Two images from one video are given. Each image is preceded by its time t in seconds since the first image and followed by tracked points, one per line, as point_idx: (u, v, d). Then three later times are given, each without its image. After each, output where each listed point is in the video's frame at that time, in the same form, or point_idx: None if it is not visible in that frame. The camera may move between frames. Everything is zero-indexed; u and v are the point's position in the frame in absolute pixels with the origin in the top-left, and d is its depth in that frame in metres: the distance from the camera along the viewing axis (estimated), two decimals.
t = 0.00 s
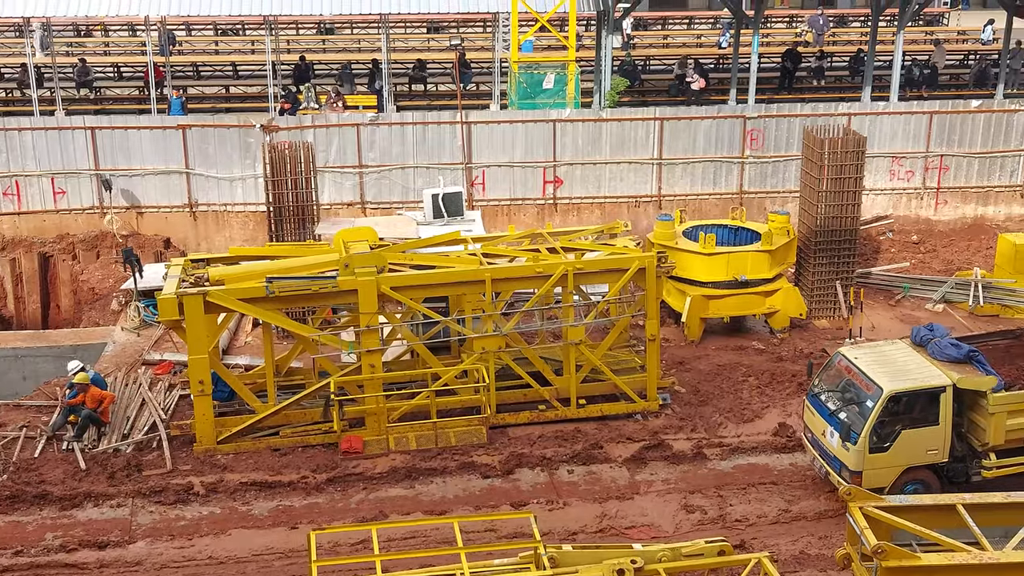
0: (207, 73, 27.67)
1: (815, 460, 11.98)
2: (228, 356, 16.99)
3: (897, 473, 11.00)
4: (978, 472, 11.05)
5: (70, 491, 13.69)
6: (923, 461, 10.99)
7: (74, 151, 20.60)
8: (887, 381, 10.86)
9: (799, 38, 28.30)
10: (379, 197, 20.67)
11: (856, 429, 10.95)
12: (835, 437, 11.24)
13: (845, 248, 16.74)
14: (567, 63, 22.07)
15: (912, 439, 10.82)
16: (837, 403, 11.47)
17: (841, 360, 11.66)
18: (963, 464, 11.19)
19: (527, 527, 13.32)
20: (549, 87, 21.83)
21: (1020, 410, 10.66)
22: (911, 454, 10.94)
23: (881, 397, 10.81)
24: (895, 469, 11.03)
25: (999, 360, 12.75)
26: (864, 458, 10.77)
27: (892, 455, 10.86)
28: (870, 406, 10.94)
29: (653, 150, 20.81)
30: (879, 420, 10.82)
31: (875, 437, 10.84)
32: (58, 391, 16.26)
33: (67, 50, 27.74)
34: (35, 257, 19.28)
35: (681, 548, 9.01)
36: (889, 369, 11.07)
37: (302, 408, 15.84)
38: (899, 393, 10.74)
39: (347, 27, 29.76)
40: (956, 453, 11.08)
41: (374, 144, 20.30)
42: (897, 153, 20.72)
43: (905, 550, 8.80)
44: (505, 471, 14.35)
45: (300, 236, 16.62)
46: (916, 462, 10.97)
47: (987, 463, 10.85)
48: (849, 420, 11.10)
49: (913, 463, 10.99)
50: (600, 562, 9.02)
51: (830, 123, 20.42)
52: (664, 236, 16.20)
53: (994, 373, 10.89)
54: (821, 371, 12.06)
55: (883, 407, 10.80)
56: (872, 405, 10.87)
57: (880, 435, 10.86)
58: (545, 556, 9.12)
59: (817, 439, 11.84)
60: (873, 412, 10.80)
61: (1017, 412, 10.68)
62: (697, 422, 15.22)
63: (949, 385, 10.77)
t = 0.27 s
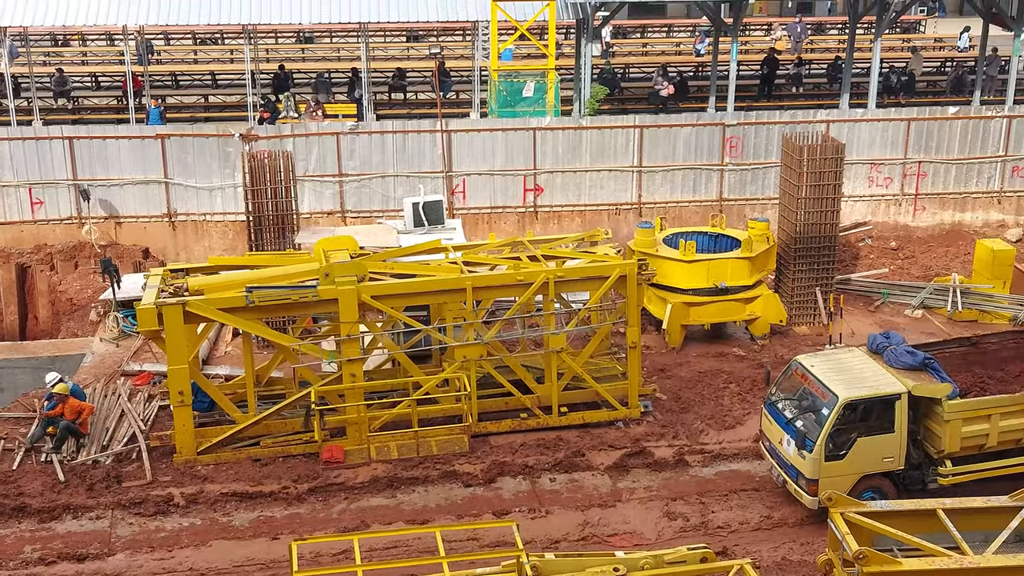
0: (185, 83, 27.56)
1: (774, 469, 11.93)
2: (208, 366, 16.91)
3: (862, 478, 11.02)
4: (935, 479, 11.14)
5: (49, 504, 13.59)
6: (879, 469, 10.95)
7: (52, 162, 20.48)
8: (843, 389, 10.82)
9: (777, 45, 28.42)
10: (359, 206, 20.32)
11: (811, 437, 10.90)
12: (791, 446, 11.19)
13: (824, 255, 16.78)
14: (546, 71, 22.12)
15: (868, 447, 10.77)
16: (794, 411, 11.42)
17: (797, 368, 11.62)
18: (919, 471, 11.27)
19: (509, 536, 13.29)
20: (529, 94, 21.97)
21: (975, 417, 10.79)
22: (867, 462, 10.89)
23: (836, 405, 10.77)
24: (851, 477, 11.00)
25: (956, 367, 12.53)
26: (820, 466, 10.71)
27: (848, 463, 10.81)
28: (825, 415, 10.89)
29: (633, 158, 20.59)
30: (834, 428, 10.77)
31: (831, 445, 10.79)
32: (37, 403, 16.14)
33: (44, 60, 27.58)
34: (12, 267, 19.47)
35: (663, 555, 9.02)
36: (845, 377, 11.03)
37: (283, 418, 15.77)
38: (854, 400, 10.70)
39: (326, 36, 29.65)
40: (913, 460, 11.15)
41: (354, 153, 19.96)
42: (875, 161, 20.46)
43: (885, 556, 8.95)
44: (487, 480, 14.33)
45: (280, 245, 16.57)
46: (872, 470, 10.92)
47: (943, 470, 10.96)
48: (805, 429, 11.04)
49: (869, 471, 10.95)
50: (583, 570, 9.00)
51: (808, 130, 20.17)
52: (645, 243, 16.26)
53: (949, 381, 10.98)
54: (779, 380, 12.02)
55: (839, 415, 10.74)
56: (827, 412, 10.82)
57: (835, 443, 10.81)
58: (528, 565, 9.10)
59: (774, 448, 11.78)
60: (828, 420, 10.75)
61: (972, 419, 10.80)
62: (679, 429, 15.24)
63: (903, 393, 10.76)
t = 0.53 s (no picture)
0: (162, 92, 27.47)
1: (731, 480, 11.97)
2: (187, 377, 16.80)
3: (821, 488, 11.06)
4: (889, 489, 11.12)
5: (25, 517, 13.47)
6: (834, 479, 11.02)
7: (28, 172, 20.07)
8: (797, 400, 10.87)
9: (755, 55, 28.59)
10: (338, 215, 20.00)
11: (766, 448, 10.94)
12: (747, 456, 11.23)
13: (802, 263, 16.85)
14: (525, 81, 22.04)
15: (823, 457, 10.83)
16: (750, 422, 11.47)
17: (754, 378, 11.66)
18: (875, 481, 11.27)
19: (489, 546, 13.25)
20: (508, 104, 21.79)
21: (929, 427, 10.74)
22: (822, 472, 10.95)
23: (790, 416, 10.81)
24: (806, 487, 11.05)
25: (910, 376, 12.28)
26: (775, 477, 10.76)
27: (803, 474, 10.86)
28: (780, 425, 10.94)
29: (612, 167, 20.32)
30: (789, 439, 10.82)
31: (785, 455, 10.84)
32: (12, 416, 15.98)
33: (20, 70, 27.40)
34: None
35: (643, 564, 9.07)
36: (799, 387, 11.08)
37: (262, 429, 15.68)
38: (808, 411, 10.75)
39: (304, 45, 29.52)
40: (867, 470, 11.18)
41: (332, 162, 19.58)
42: (853, 169, 20.35)
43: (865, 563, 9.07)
44: (467, 490, 14.29)
45: (258, 255, 16.52)
46: (827, 479, 10.98)
47: (897, 480, 10.95)
48: (760, 439, 11.08)
49: (824, 481, 11.01)
50: None
51: (787, 139, 20.09)
52: (624, 252, 16.27)
53: (903, 391, 10.96)
54: (736, 390, 12.06)
55: (794, 425, 10.79)
56: (782, 423, 10.87)
57: (790, 453, 10.86)
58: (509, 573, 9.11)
59: (731, 459, 11.82)
60: (783, 431, 10.80)
61: (926, 429, 10.77)
62: (659, 437, 15.26)
63: (858, 403, 10.81)
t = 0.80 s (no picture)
0: (138, 100, 27.30)
1: (686, 488, 12.07)
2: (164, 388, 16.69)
3: (775, 499, 11.24)
4: (844, 498, 11.40)
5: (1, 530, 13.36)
6: (788, 488, 11.16)
7: (3, 182, 19.76)
8: (752, 409, 10.99)
9: (733, 63, 28.69)
10: (316, 224, 19.63)
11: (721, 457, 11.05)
12: (701, 465, 11.32)
13: (781, 270, 16.87)
14: (503, 89, 21.91)
15: (777, 466, 10.97)
16: (705, 431, 11.56)
17: (708, 388, 11.77)
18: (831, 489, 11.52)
19: (469, 554, 13.23)
20: (486, 112, 21.57)
21: (883, 436, 11.01)
22: (776, 481, 11.09)
23: (745, 425, 10.93)
24: (761, 496, 11.20)
25: (867, 385, 12.46)
26: (729, 486, 10.86)
27: (757, 483, 10.98)
28: (734, 434, 11.05)
29: (590, 175, 20.09)
30: (744, 448, 10.93)
31: (740, 464, 10.95)
32: None
33: None
34: None
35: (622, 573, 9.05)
36: (754, 397, 11.20)
37: (240, 439, 15.60)
38: (763, 420, 10.87)
39: (282, 54, 29.39)
40: (823, 479, 11.37)
41: (310, 171, 19.32)
42: (830, 176, 20.24)
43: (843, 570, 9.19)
44: (447, 498, 14.26)
45: (236, 264, 16.46)
46: (781, 489, 11.12)
47: (852, 488, 11.26)
48: (715, 448, 11.18)
49: (778, 491, 11.15)
50: None
51: (764, 147, 19.98)
52: (603, 260, 16.29)
53: (857, 400, 11.23)
54: (691, 399, 12.15)
55: (749, 434, 10.91)
56: (737, 432, 10.98)
57: (744, 462, 10.97)
58: None
59: (686, 468, 11.90)
60: (738, 440, 10.91)
61: (881, 438, 11.03)
62: (639, 445, 15.29)
63: (813, 412, 10.96)
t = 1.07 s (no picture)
0: (115, 108, 27.21)
1: (641, 497, 12.14)
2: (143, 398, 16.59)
3: (731, 505, 11.35)
4: (798, 506, 11.54)
5: None
6: (742, 497, 11.28)
7: None
8: (705, 417, 11.08)
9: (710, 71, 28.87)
10: (295, 232, 19.55)
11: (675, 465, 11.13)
12: (656, 474, 11.40)
13: (760, 276, 16.91)
14: (482, 97, 21.70)
15: (731, 474, 11.07)
16: (660, 439, 11.65)
17: (664, 397, 11.85)
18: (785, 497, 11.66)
19: (450, 562, 13.19)
20: (465, 120, 21.64)
21: (836, 444, 11.14)
22: (730, 490, 11.20)
23: (699, 433, 11.02)
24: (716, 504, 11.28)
25: (823, 393, 12.55)
26: (683, 495, 10.96)
27: (711, 491, 11.09)
28: (688, 442, 11.14)
29: (570, 182, 20.06)
30: (698, 456, 11.02)
31: (693, 473, 11.04)
32: None
33: None
34: None
35: None
36: (708, 406, 11.30)
37: (220, 448, 15.51)
38: (716, 428, 10.97)
39: (260, 62, 29.29)
40: (777, 487, 11.51)
41: (290, 179, 19.21)
42: (808, 182, 20.33)
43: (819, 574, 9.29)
44: (428, 506, 14.23)
45: (215, 273, 16.41)
46: (734, 497, 11.23)
47: (806, 497, 11.38)
48: (670, 457, 11.27)
49: (732, 499, 11.26)
50: None
51: (743, 154, 20.02)
52: (583, 267, 16.29)
53: (810, 408, 11.34)
54: (647, 408, 12.24)
55: (702, 442, 11.01)
56: (690, 441, 11.07)
57: (698, 471, 11.06)
58: None
59: (641, 476, 12.00)
60: (692, 448, 11.00)
61: (834, 446, 11.14)
62: (620, 452, 15.32)
63: (766, 420, 11.06)
